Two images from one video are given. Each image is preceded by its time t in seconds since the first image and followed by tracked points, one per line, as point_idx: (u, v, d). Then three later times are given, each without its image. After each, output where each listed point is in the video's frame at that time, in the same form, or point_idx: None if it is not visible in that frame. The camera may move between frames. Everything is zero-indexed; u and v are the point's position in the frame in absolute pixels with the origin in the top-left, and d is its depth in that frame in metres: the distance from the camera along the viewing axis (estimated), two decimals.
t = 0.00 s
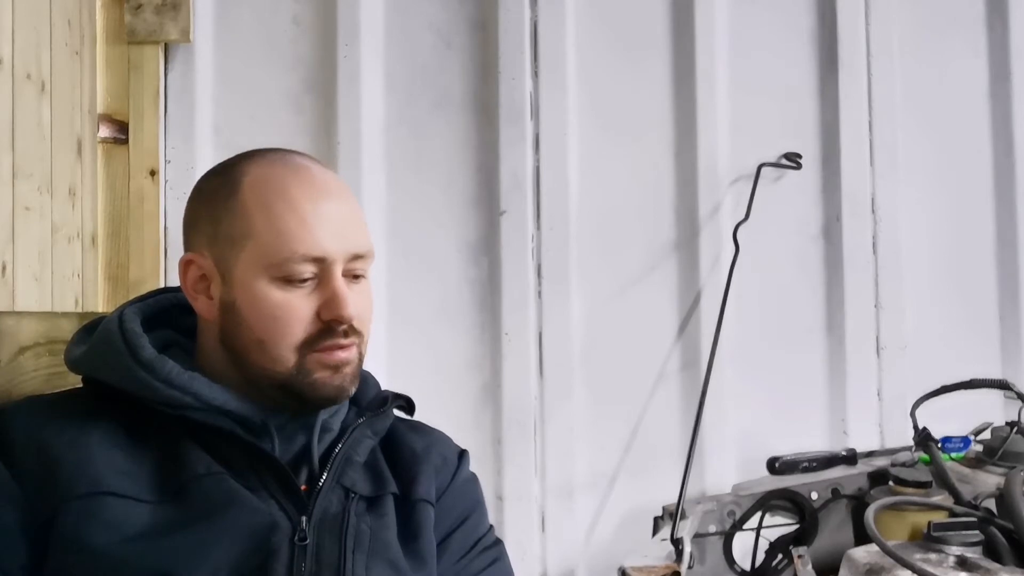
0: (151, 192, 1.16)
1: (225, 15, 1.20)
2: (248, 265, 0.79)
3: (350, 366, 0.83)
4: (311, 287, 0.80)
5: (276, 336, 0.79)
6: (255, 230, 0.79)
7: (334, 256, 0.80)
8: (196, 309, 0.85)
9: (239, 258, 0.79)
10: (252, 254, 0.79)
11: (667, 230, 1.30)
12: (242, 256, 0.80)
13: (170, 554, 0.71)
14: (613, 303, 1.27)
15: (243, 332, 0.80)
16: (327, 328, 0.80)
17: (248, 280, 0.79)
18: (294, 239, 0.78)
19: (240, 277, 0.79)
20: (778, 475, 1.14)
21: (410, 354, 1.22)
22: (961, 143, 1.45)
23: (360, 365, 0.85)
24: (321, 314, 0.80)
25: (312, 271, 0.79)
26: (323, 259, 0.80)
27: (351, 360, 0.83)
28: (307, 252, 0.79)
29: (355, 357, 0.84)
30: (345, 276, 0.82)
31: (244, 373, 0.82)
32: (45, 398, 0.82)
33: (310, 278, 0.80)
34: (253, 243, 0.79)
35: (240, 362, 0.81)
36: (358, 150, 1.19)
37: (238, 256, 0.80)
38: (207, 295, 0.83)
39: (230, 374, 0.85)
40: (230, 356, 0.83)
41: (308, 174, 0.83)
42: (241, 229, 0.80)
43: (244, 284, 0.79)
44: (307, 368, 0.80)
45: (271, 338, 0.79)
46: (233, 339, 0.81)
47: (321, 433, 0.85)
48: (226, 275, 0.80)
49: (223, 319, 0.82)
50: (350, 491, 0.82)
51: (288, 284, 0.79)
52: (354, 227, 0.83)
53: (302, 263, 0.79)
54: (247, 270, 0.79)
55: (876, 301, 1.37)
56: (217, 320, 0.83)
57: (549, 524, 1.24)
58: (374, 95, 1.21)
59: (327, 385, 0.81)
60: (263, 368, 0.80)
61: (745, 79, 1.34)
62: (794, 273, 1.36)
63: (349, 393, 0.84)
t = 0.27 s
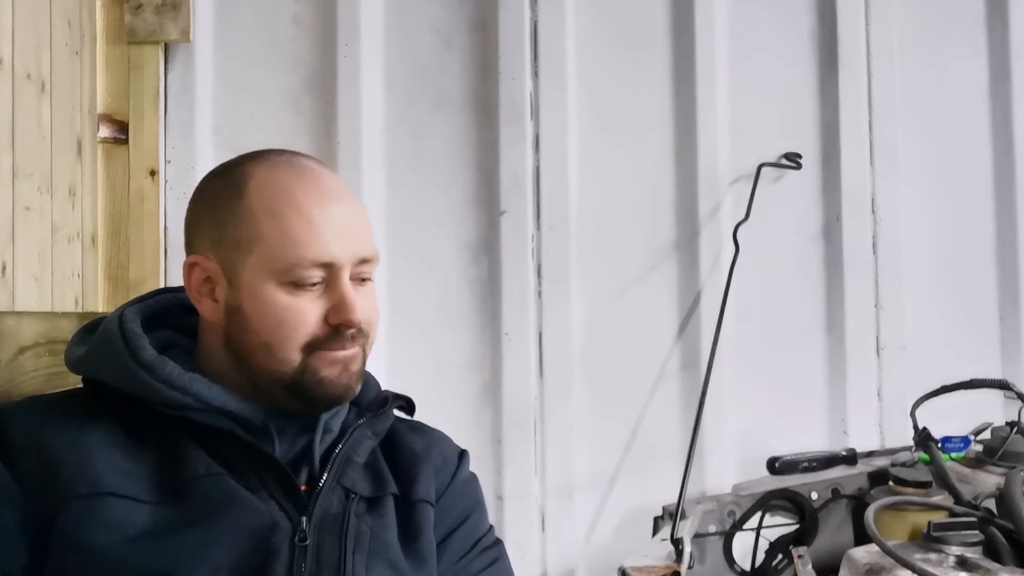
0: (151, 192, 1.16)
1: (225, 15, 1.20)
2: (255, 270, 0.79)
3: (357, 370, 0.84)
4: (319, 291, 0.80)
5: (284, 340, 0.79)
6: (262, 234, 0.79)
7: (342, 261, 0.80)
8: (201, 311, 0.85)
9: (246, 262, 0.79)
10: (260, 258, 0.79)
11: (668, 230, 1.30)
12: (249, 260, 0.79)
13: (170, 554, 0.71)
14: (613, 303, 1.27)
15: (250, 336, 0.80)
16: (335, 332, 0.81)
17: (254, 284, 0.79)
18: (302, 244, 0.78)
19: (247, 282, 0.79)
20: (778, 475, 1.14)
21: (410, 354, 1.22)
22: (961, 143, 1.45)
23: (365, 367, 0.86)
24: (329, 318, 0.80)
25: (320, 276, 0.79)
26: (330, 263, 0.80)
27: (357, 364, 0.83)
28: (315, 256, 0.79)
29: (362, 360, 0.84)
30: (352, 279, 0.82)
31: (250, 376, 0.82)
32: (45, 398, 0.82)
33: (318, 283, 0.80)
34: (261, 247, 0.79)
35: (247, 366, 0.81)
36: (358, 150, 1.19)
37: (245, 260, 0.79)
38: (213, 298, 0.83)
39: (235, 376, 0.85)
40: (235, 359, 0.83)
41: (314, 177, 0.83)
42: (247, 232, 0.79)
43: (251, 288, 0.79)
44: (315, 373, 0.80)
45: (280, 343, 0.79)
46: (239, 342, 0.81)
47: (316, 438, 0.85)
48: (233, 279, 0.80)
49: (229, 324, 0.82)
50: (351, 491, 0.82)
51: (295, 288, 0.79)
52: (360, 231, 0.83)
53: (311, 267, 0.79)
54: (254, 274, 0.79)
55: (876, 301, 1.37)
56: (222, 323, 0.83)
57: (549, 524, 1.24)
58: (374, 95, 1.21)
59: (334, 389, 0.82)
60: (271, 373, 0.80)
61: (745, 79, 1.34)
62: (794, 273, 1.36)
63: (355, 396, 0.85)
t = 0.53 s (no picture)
0: (151, 192, 1.16)
1: (225, 15, 1.20)
2: (282, 272, 0.80)
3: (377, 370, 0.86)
4: (345, 292, 0.82)
5: (312, 342, 0.80)
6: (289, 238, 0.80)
7: (366, 262, 0.83)
8: (215, 318, 0.84)
9: (272, 267, 0.80)
10: (288, 262, 0.80)
11: (668, 230, 1.30)
12: (275, 263, 0.80)
13: (170, 555, 0.71)
14: (613, 303, 1.27)
15: (277, 340, 0.80)
16: (361, 332, 0.82)
17: (282, 288, 0.80)
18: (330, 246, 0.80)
19: (274, 285, 0.80)
20: (778, 475, 1.14)
21: (410, 353, 1.22)
22: (961, 143, 1.45)
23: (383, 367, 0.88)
24: (356, 318, 0.82)
25: (346, 277, 0.81)
26: (356, 265, 0.82)
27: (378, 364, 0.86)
28: (343, 258, 0.81)
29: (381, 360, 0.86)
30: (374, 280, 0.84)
31: (273, 380, 0.82)
32: (45, 398, 0.82)
33: (343, 284, 0.82)
34: (288, 251, 0.79)
35: (271, 369, 0.82)
36: (358, 150, 1.19)
37: (270, 263, 0.80)
38: (231, 303, 0.82)
39: (251, 381, 0.85)
40: (254, 363, 0.83)
41: (331, 181, 0.85)
42: (273, 237, 0.80)
43: (279, 293, 0.80)
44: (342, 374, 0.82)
45: (308, 344, 0.80)
46: (264, 347, 0.81)
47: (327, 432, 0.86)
48: (257, 282, 0.80)
49: (252, 327, 0.82)
50: (351, 492, 0.82)
51: (324, 291, 0.80)
52: (378, 233, 0.85)
53: (338, 269, 0.81)
54: (282, 278, 0.80)
55: (876, 301, 1.37)
56: (243, 329, 0.83)
57: (549, 524, 1.24)
58: (374, 95, 1.21)
59: (359, 389, 0.83)
60: (297, 375, 0.81)
61: (745, 79, 1.34)
62: (794, 273, 1.36)
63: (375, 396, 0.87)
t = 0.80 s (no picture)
0: (151, 192, 1.16)
1: (225, 15, 1.20)
2: (298, 272, 0.80)
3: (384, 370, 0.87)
4: (357, 293, 0.83)
5: (326, 341, 0.81)
6: (305, 238, 0.81)
7: (378, 264, 0.84)
8: (226, 317, 0.84)
9: (288, 266, 0.80)
10: (304, 262, 0.80)
11: (668, 230, 1.30)
12: (290, 263, 0.80)
13: (171, 555, 0.71)
14: (613, 303, 1.27)
15: (292, 339, 0.81)
16: (372, 333, 0.84)
17: (298, 287, 0.80)
18: (346, 247, 0.82)
19: (289, 284, 0.80)
20: (778, 475, 1.14)
21: (410, 353, 1.22)
22: (961, 143, 1.45)
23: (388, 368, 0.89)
24: (368, 319, 0.83)
25: (359, 278, 0.83)
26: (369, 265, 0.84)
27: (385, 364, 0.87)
28: (358, 259, 0.82)
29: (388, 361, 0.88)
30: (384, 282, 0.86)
31: (285, 379, 0.83)
32: (45, 398, 0.82)
33: (357, 285, 0.83)
34: (305, 251, 0.80)
35: (282, 368, 0.82)
36: (358, 149, 1.19)
37: (285, 262, 0.80)
38: (243, 302, 0.83)
39: (260, 380, 0.85)
40: (264, 362, 0.83)
41: (344, 183, 0.86)
42: (289, 237, 0.81)
43: (295, 292, 0.80)
44: (353, 373, 0.83)
45: (322, 344, 0.81)
46: (278, 346, 0.82)
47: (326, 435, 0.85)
48: (271, 281, 0.81)
49: (264, 327, 0.82)
50: (351, 492, 0.82)
51: (338, 290, 0.82)
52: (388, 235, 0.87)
53: (353, 270, 0.82)
54: (298, 278, 0.80)
55: (876, 301, 1.37)
56: (256, 329, 0.83)
57: (549, 524, 1.24)
58: (374, 95, 1.21)
59: (369, 388, 0.85)
60: (309, 374, 0.82)
61: (745, 79, 1.34)
62: (794, 273, 1.36)
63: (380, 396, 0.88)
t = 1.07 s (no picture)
0: (151, 192, 1.16)
1: (225, 15, 1.20)
2: (307, 274, 0.80)
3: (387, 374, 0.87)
4: (365, 296, 0.83)
5: (333, 343, 0.81)
6: (316, 239, 0.81)
7: (387, 268, 0.85)
8: (232, 315, 0.84)
9: (297, 267, 0.80)
10: (314, 263, 0.80)
11: (668, 230, 1.30)
12: (300, 264, 0.80)
13: (172, 555, 0.71)
14: (613, 303, 1.27)
15: (299, 340, 0.81)
16: (378, 336, 0.84)
17: (307, 288, 0.80)
18: (357, 250, 0.82)
19: (298, 285, 0.80)
20: (778, 475, 1.14)
21: (410, 353, 1.22)
22: (961, 143, 1.45)
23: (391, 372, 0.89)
24: (374, 322, 0.83)
25: (368, 281, 0.83)
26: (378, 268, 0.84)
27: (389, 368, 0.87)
28: (368, 262, 0.82)
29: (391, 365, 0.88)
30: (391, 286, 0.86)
31: (290, 379, 0.82)
32: (45, 398, 0.82)
33: (365, 288, 0.83)
34: (315, 252, 0.80)
35: (288, 369, 0.82)
36: (358, 149, 1.19)
37: (295, 263, 0.80)
38: (251, 301, 0.82)
39: (264, 380, 0.85)
40: (268, 362, 0.83)
41: (358, 186, 0.86)
42: (300, 238, 0.81)
43: (303, 293, 0.80)
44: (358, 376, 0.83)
45: (328, 346, 0.81)
46: (284, 347, 0.82)
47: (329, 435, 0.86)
48: (280, 281, 0.81)
49: (270, 326, 0.82)
50: (352, 493, 0.82)
51: (346, 292, 0.82)
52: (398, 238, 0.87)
53: (362, 273, 0.82)
54: (307, 279, 0.80)
55: (876, 301, 1.37)
56: (262, 328, 0.83)
57: (549, 524, 1.24)
58: (374, 96, 1.21)
59: (372, 392, 0.84)
60: (314, 376, 0.82)
61: (745, 79, 1.34)
62: (794, 273, 1.36)
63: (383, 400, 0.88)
